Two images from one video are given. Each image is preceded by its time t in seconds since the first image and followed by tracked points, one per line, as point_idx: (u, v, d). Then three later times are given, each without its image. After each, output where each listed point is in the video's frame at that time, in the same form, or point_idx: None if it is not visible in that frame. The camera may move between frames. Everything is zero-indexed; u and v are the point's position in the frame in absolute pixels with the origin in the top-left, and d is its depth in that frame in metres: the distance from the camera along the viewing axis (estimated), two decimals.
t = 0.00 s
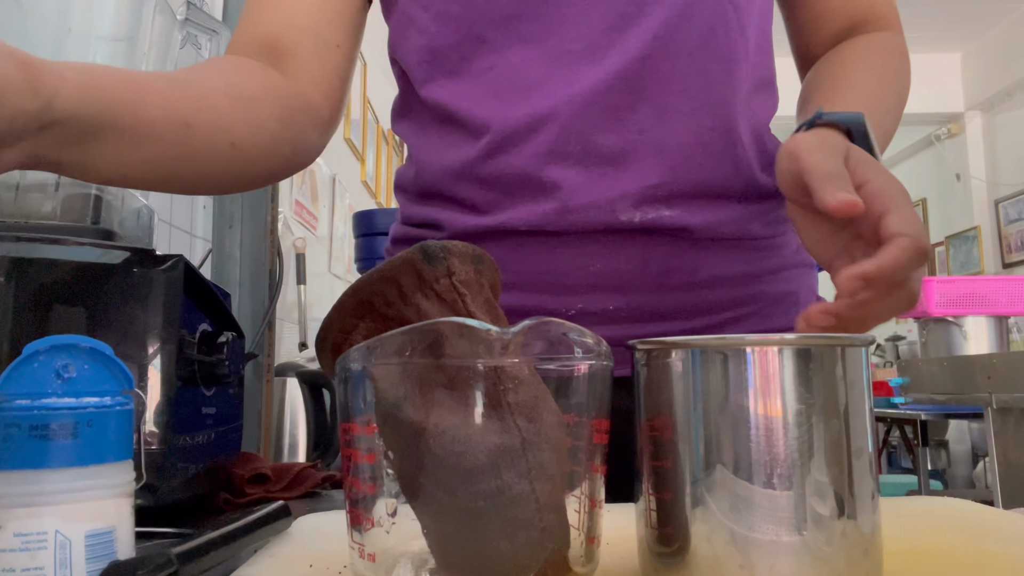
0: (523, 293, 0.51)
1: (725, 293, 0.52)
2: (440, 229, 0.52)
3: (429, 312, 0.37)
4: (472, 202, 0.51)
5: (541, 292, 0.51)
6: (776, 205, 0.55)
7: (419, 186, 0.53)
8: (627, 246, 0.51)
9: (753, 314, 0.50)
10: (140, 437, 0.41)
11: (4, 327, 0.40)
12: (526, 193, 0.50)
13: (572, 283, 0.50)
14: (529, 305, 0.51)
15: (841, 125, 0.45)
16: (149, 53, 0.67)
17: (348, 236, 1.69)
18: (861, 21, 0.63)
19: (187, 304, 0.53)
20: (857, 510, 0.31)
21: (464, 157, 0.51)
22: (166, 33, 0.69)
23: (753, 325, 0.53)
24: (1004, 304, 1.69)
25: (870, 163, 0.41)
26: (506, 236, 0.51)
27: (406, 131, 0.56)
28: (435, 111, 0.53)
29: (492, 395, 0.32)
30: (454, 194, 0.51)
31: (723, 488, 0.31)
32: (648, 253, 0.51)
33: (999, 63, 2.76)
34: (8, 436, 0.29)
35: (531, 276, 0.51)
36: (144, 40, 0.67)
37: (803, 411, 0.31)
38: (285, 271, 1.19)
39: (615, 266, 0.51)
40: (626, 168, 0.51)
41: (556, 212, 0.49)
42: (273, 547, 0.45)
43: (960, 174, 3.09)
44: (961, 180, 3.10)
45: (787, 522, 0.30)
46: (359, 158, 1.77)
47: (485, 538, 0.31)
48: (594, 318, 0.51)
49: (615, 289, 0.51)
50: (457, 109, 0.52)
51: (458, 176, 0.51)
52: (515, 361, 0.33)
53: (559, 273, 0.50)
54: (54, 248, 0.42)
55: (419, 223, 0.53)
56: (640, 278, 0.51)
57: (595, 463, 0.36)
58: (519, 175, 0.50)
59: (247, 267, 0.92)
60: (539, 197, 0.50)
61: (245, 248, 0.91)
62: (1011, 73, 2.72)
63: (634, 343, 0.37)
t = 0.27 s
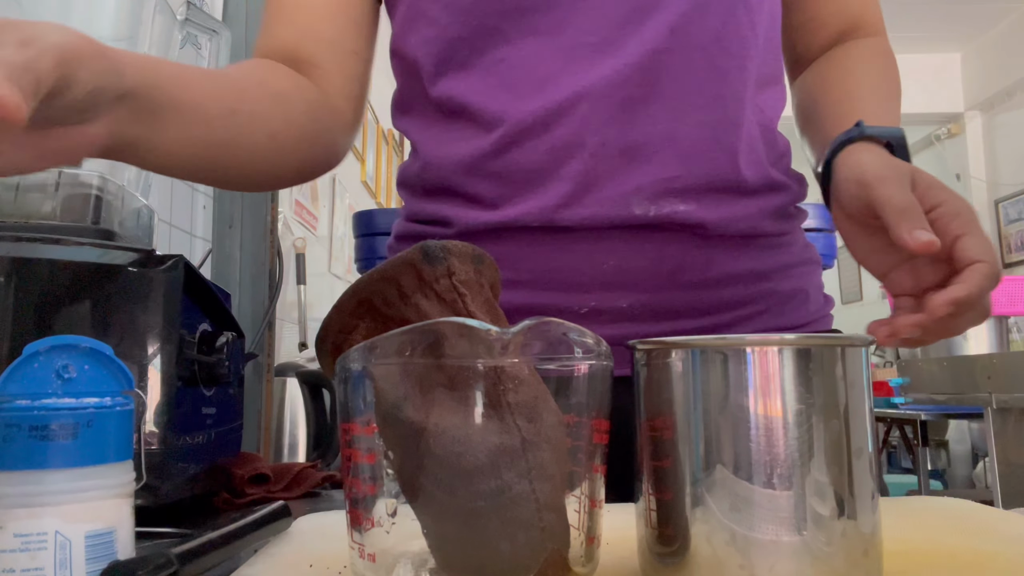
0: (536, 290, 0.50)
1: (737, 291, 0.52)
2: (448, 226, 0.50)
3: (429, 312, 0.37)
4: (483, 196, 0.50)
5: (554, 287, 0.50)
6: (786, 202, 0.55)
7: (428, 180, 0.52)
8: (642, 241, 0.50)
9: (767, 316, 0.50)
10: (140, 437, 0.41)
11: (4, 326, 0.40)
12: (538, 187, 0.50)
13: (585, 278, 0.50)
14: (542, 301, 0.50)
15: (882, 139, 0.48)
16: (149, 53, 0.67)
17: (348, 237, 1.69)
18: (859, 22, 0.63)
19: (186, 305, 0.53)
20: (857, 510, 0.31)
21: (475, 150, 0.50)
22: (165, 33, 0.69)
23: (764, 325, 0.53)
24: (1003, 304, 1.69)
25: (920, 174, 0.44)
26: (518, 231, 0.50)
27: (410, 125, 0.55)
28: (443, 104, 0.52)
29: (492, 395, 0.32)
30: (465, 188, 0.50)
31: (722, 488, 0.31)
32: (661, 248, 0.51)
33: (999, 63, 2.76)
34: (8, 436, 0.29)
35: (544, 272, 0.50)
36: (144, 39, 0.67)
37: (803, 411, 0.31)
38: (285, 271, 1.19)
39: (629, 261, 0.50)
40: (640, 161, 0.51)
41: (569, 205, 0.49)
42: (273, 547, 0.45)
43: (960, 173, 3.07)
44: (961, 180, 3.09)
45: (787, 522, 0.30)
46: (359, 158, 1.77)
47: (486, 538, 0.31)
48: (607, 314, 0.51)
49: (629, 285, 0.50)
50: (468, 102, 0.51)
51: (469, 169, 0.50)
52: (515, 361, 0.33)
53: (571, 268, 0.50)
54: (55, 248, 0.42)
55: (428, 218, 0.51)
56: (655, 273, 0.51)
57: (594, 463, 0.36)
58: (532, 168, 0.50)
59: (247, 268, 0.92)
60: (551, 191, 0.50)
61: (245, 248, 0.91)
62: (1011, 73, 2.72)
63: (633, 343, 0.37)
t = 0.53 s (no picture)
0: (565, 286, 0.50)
1: (765, 287, 0.52)
2: (477, 220, 0.50)
3: (429, 312, 0.37)
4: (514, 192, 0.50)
5: (584, 281, 0.50)
6: (811, 200, 0.56)
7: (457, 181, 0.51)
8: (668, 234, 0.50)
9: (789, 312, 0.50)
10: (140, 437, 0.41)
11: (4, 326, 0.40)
12: (573, 183, 0.50)
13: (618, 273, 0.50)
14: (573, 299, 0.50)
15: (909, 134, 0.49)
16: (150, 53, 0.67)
17: (347, 237, 1.69)
18: (861, 25, 0.63)
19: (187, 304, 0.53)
20: (857, 511, 0.31)
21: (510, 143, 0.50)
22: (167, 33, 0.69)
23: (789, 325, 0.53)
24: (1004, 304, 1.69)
25: (959, 167, 0.44)
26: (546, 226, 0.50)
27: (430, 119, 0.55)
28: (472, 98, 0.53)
29: (493, 395, 0.32)
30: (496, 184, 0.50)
31: (723, 488, 0.31)
32: (694, 247, 0.51)
33: (999, 64, 2.76)
34: (8, 436, 0.29)
35: (574, 268, 0.50)
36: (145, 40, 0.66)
37: (803, 411, 0.31)
38: (285, 271, 1.19)
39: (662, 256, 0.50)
40: (672, 156, 0.51)
41: (607, 201, 0.49)
42: (273, 547, 0.45)
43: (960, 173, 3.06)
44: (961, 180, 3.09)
45: (787, 523, 0.30)
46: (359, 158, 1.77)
47: (486, 538, 0.31)
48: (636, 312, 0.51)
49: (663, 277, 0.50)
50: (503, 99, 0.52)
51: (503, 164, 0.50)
52: (515, 361, 0.33)
53: (603, 265, 0.50)
54: (55, 248, 0.42)
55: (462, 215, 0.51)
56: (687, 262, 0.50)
57: (594, 464, 0.36)
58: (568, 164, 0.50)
59: (247, 268, 0.92)
60: (585, 188, 0.50)
61: (245, 248, 0.91)
62: (1011, 73, 2.71)
63: (633, 342, 0.37)
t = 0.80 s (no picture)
0: (626, 284, 0.50)
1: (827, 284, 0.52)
2: (556, 218, 0.49)
3: (429, 312, 0.37)
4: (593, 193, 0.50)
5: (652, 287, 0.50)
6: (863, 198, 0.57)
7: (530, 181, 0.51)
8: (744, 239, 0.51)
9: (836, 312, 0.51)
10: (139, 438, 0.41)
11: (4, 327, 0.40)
12: (652, 182, 0.50)
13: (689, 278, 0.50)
14: (636, 298, 0.50)
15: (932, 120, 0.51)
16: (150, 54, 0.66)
17: (347, 236, 1.69)
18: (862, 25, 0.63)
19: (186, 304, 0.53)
20: (856, 511, 0.31)
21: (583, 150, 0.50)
22: (168, 33, 0.69)
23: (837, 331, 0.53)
24: (1004, 303, 1.69)
25: (980, 135, 0.45)
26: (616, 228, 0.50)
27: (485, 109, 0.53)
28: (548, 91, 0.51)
29: (493, 395, 0.32)
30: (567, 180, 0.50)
31: (722, 488, 0.31)
32: (763, 250, 0.51)
33: (1000, 64, 2.75)
34: (8, 437, 0.28)
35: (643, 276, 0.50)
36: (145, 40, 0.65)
37: (802, 411, 0.31)
38: (285, 271, 1.19)
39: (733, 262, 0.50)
40: (755, 155, 0.51)
41: (689, 204, 0.49)
42: (273, 547, 0.45)
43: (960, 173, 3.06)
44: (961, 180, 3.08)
45: (787, 523, 0.30)
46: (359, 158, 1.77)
47: (485, 538, 0.31)
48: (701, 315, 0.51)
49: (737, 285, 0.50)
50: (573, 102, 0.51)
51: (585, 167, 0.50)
52: (515, 361, 0.33)
53: (680, 262, 0.50)
54: (55, 249, 0.42)
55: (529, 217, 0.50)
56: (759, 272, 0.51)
57: (594, 464, 0.36)
58: (647, 164, 0.49)
59: (247, 268, 0.92)
60: (677, 185, 0.49)
61: (245, 248, 0.91)
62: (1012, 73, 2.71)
63: (633, 342, 0.37)
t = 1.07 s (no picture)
0: (859, 295, 0.53)
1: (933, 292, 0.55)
2: (784, 220, 0.53)
3: (429, 312, 0.37)
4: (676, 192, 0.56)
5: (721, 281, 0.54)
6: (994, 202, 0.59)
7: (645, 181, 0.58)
8: (905, 253, 0.53)
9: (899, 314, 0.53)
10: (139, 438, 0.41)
11: (4, 327, 0.40)
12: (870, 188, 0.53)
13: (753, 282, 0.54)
14: (798, 306, 0.53)
15: None
16: (150, 53, 0.67)
17: (348, 236, 1.69)
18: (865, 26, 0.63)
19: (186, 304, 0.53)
20: (855, 511, 0.31)
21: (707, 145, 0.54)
22: (168, 32, 0.69)
23: (893, 356, 0.54)
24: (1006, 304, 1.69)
25: None
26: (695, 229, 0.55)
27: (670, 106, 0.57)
28: (788, 87, 0.55)
29: (493, 395, 0.32)
30: (809, 180, 0.53)
31: (722, 488, 0.31)
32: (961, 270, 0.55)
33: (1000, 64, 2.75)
34: (8, 437, 0.28)
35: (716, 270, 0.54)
36: (145, 39, 0.65)
37: (803, 411, 0.31)
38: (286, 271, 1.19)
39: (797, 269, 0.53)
40: (939, 164, 0.53)
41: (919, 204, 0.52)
42: (273, 548, 0.45)
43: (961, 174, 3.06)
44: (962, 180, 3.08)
45: (786, 523, 0.30)
46: (359, 158, 1.77)
47: (485, 538, 0.31)
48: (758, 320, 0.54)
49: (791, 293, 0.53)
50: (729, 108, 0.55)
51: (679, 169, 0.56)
52: (515, 361, 0.33)
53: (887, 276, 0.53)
54: (54, 249, 0.42)
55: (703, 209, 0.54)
56: (818, 278, 0.53)
57: (595, 463, 0.36)
58: (871, 167, 0.52)
59: (247, 268, 0.91)
60: (869, 195, 0.53)
61: (245, 248, 0.91)
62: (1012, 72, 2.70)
63: (633, 342, 0.37)
